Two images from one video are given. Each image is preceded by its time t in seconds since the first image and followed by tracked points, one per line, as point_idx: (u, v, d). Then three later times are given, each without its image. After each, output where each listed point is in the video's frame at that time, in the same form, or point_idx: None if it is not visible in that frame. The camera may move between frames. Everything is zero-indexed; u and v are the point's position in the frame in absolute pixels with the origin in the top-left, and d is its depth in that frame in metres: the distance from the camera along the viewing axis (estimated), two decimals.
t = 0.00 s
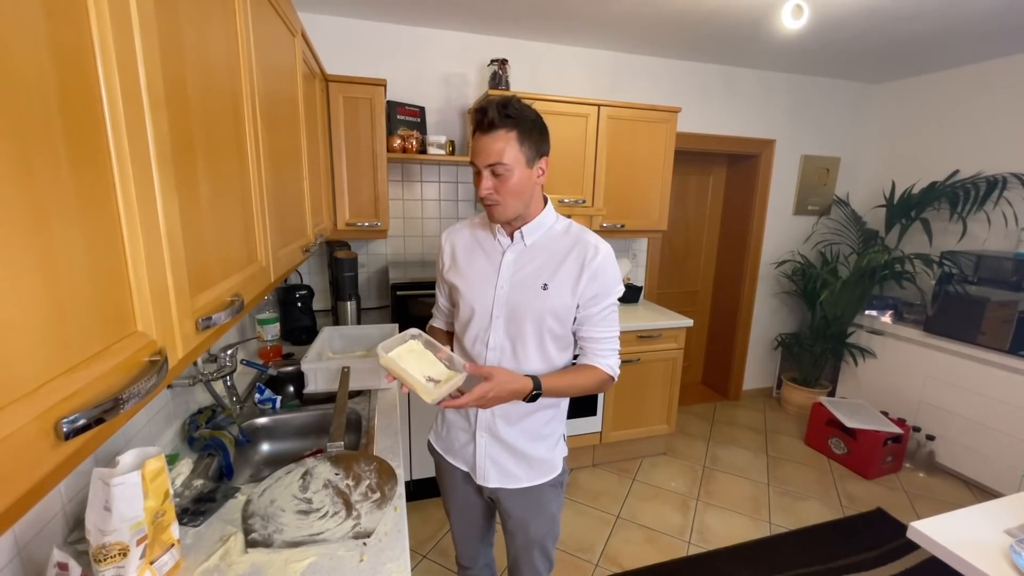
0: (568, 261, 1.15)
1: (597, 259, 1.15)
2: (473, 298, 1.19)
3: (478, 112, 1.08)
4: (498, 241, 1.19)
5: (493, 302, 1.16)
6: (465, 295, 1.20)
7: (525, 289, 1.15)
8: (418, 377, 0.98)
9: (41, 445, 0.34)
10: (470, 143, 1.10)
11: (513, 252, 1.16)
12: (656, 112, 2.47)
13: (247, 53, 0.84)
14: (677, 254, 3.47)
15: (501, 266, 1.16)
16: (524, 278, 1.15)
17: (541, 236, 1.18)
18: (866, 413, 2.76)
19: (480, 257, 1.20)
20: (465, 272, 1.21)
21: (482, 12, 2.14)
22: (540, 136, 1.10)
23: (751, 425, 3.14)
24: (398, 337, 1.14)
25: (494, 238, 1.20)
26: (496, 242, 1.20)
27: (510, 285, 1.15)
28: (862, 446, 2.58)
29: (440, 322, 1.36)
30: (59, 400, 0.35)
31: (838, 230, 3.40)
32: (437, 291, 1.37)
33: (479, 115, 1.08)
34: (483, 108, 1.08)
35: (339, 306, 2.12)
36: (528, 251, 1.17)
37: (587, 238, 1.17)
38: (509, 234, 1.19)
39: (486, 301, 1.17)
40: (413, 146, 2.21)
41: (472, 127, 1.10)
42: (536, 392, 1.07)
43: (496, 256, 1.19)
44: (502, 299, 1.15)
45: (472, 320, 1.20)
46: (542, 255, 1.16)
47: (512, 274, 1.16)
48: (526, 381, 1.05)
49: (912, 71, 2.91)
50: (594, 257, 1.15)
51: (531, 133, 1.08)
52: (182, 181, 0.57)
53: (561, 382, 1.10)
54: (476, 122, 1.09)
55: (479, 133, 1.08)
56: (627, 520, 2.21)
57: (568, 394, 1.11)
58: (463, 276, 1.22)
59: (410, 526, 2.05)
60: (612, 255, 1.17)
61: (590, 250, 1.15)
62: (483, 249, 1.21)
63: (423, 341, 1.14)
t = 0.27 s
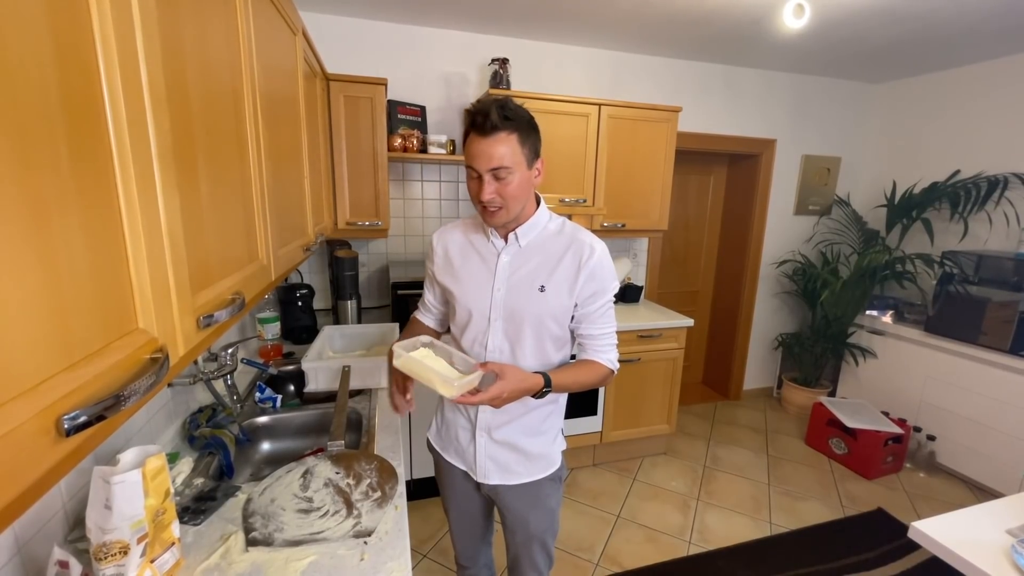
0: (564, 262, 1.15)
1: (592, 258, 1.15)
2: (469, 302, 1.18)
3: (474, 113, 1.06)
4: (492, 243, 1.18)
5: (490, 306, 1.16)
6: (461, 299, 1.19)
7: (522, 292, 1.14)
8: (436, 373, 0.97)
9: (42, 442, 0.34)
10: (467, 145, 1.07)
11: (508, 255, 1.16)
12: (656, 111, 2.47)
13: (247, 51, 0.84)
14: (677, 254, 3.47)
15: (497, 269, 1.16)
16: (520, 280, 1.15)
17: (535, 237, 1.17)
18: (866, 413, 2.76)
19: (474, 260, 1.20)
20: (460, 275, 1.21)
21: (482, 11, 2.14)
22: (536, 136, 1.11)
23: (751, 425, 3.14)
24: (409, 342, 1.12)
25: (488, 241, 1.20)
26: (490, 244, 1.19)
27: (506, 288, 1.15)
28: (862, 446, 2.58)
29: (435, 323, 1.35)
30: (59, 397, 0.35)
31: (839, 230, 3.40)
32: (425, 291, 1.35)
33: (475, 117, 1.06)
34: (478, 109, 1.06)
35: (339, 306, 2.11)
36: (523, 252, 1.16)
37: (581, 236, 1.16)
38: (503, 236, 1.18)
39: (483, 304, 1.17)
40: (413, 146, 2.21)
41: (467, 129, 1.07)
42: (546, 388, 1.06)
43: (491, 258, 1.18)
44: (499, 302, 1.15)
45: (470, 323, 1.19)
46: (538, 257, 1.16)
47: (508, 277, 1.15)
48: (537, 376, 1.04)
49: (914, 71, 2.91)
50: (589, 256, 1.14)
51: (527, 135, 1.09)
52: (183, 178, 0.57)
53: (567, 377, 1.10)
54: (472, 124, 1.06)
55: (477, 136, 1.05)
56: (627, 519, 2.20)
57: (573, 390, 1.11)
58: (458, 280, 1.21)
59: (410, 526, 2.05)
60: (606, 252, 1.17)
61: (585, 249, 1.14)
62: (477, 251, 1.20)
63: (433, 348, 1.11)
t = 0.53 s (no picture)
0: (563, 260, 1.15)
1: (590, 256, 1.16)
2: (468, 302, 1.17)
3: (483, 107, 1.05)
4: (490, 243, 1.18)
5: (490, 306, 1.16)
6: (460, 300, 1.18)
7: (522, 291, 1.15)
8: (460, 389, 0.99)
9: (55, 440, 0.34)
10: (477, 139, 1.06)
11: (507, 254, 1.16)
12: (657, 112, 2.47)
13: (250, 52, 0.84)
14: (678, 255, 3.47)
15: (496, 269, 1.15)
16: (520, 280, 1.15)
17: (532, 237, 1.17)
18: (866, 413, 2.76)
19: (471, 260, 1.19)
20: (457, 276, 1.19)
21: (484, 12, 2.15)
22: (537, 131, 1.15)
23: (751, 426, 3.14)
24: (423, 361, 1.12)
25: (485, 240, 1.19)
26: (488, 244, 1.18)
27: (506, 288, 1.15)
28: (862, 446, 2.58)
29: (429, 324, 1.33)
30: (71, 396, 0.36)
31: (839, 231, 3.41)
32: (412, 288, 1.32)
33: (484, 110, 1.05)
34: (486, 103, 1.06)
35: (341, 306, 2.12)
36: (521, 251, 1.16)
37: (577, 235, 1.17)
38: (501, 235, 1.18)
39: (483, 304, 1.17)
40: (414, 146, 2.22)
41: (475, 122, 1.06)
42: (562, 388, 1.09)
43: (489, 258, 1.17)
44: (499, 302, 1.15)
45: (469, 324, 1.19)
46: (536, 256, 1.16)
47: (507, 276, 1.15)
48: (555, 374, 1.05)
49: (914, 72, 2.91)
50: (587, 254, 1.15)
51: (532, 129, 1.12)
52: (190, 179, 0.58)
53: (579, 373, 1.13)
54: (481, 117, 1.06)
55: (489, 129, 1.05)
56: (627, 519, 2.21)
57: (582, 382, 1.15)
58: (455, 280, 1.19)
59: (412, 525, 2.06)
60: (602, 249, 1.18)
61: (582, 247, 1.15)
62: (474, 251, 1.19)
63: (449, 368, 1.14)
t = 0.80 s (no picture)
0: (569, 258, 1.16)
1: (596, 255, 1.18)
2: (471, 297, 1.16)
3: (501, 101, 1.06)
4: (495, 238, 1.17)
5: (494, 302, 1.15)
6: (463, 295, 1.17)
7: (527, 287, 1.14)
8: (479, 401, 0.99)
9: (58, 438, 0.34)
10: (493, 131, 1.06)
11: (513, 250, 1.15)
12: (659, 111, 2.47)
13: (253, 50, 0.84)
14: (679, 254, 3.47)
15: (501, 265, 1.15)
16: (525, 276, 1.15)
17: (538, 234, 1.17)
18: (869, 413, 2.76)
19: (476, 255, 1.18)
20: (461, 270, 1.18)
21: (485, 11, 2.14)
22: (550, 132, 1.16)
23: (753, 426, 3.13)
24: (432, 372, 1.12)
25: (491, 235, 1.18)
26: (493, 239, 1.18)
27: (511, 283, 1.14)
28: (865, 447, 2.58)
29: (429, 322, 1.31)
30: (73, 394, 0.36)
31: (841, 230, 3.40)
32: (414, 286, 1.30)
33: (503, 103, 1.06)
34: (505, 97, 1.06)
35: (343, 305, 2.12)
36: (527, 248, 1.16)
37: (583, 234, 1.18)
38: (506, 231, 1.17)
39: (486, 299, 1.16)
40: (416, 146, 2.22)
41: (492, 115, 1.06)
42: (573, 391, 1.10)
43: (494, 253, 1.17)
44: (503, 298, 1.14)
45: (470, 319, 1.17)
46: (542, 252, 1.16)
47: (512, 272, 1.15)
48: (566, 379, 1.07)
49: (917, 70, 2.90)
50: (593, 253, 1.18)
51: (546, 128, 1.13)
52: (192, 177, 0.57)
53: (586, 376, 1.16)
54: (499, 110, 1.06)
55: (508, 122, 1.05)
56: (629, 519, 2.20)
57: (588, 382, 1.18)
58: (458, 275, 1.18)
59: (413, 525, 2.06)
60: (607, 249, 1.20)
61: (588, 246, 1.17)
62: (479, 246, 1.18)
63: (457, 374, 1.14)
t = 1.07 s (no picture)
0: (572, 260, 1.16)
1: (599, 258, 1.18)
2: (474, 299, 1.16)
3: (510, 104, 1.04)
4: (498, 240, 1.17)
5: (497, 304, 1.15)
6: (466, 298, 1.17)
7: (530, 289, 1.14)
8: (479, 407, 0.99)
9: (59, 439, 0.34)
10: (499, 136, 1.05)
11: (517, 252, 1.15)
12: (660, 111, 2.47)
13: (254, 50, 0.84)
14: (680, 255, 3.46)
15: (504, 267, 1.15)
16: (529, 278, 1.14)
17: (541, 236, 1.17)
18: (870, 414, 2.75)
19: (479, 257, 1.17)
20: (464, 272, 1.18)
21: (486, 11, 2.14)
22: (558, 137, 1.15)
23: (754, 426, 3.13)
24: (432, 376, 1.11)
25: (494, 237, 1.18)
26: (496, 241, 1.17)
27: (514, 286, 1.14)
28: (866, 447, 2.57)
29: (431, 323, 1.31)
30: (74, 395, 0.36)
31: (842, 230, 3.40)
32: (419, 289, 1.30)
33: (511, 108, 1.04)
34: (514, 101, 1.05)
35: (343, 305, 2.12)
36: (530, 250, 1.15)
37: (587, 237, 1.18)
38: (509, 234, 1.17)
39: (489, 302, 1.16)
40: (417, 146, 2.22)
41: (500, 119, 1.05)
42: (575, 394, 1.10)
43: (498, 256, 1.16)
44: (506, 300, 1.14)
45: (473, 322, 1.17)
46: (546, 255, 1.16)
47: (516, 275, 1.14)
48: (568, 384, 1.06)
49: (918, 70, 2.90)
50: (597, 256, 1.17)
51: (553, 133, 1.12)
52: (193, 178, 0.57)
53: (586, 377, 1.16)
54: (507, 115, 1.05)
55: (516, 128, 1.04)
56: (630, 520, 2.20)
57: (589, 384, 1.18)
58: (461, 277, 1.18)
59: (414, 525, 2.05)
60: (610, 251, 1.20)
61: (592, 248, 1.17)
62: (482, 248, 1.18)
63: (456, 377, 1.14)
